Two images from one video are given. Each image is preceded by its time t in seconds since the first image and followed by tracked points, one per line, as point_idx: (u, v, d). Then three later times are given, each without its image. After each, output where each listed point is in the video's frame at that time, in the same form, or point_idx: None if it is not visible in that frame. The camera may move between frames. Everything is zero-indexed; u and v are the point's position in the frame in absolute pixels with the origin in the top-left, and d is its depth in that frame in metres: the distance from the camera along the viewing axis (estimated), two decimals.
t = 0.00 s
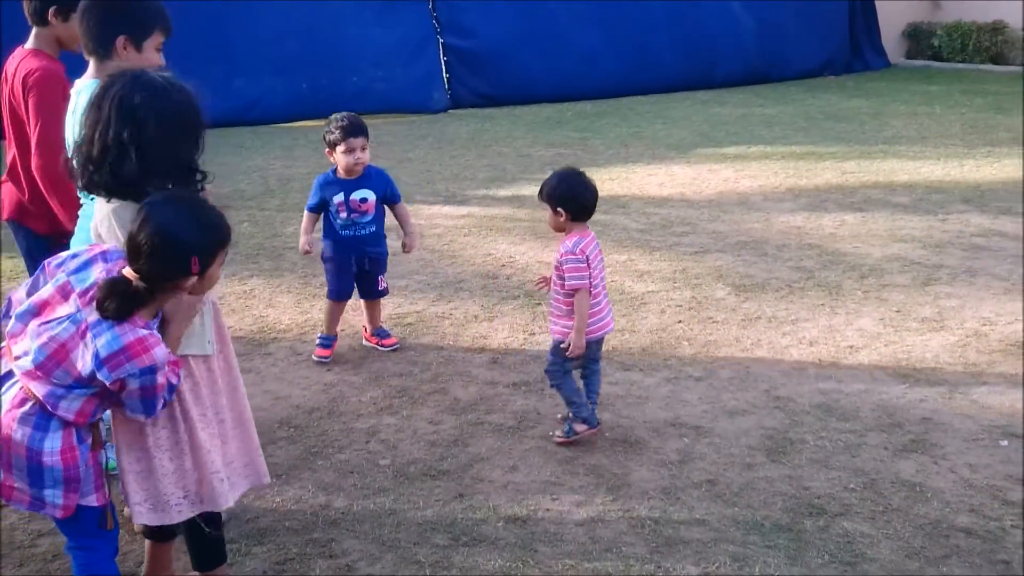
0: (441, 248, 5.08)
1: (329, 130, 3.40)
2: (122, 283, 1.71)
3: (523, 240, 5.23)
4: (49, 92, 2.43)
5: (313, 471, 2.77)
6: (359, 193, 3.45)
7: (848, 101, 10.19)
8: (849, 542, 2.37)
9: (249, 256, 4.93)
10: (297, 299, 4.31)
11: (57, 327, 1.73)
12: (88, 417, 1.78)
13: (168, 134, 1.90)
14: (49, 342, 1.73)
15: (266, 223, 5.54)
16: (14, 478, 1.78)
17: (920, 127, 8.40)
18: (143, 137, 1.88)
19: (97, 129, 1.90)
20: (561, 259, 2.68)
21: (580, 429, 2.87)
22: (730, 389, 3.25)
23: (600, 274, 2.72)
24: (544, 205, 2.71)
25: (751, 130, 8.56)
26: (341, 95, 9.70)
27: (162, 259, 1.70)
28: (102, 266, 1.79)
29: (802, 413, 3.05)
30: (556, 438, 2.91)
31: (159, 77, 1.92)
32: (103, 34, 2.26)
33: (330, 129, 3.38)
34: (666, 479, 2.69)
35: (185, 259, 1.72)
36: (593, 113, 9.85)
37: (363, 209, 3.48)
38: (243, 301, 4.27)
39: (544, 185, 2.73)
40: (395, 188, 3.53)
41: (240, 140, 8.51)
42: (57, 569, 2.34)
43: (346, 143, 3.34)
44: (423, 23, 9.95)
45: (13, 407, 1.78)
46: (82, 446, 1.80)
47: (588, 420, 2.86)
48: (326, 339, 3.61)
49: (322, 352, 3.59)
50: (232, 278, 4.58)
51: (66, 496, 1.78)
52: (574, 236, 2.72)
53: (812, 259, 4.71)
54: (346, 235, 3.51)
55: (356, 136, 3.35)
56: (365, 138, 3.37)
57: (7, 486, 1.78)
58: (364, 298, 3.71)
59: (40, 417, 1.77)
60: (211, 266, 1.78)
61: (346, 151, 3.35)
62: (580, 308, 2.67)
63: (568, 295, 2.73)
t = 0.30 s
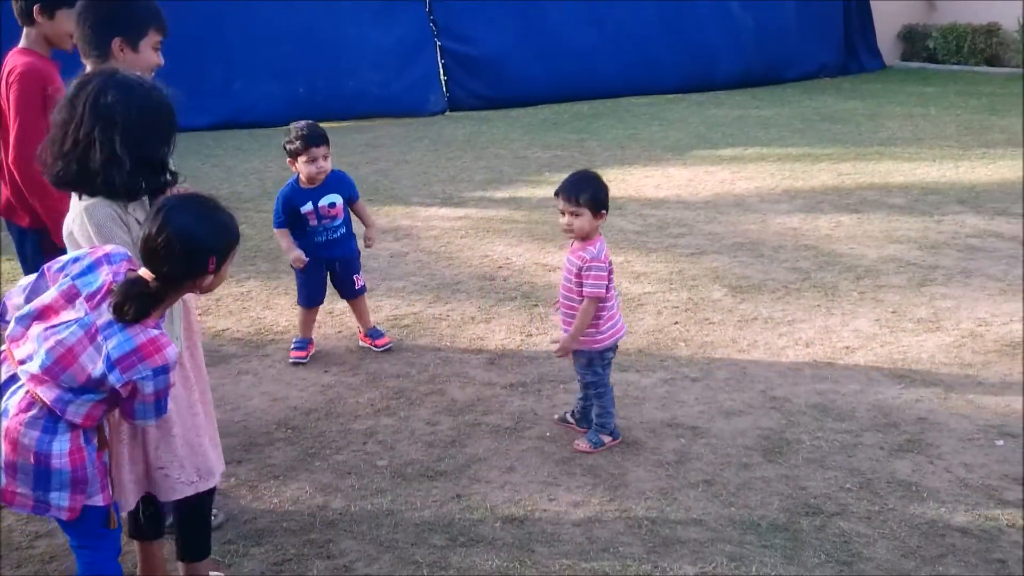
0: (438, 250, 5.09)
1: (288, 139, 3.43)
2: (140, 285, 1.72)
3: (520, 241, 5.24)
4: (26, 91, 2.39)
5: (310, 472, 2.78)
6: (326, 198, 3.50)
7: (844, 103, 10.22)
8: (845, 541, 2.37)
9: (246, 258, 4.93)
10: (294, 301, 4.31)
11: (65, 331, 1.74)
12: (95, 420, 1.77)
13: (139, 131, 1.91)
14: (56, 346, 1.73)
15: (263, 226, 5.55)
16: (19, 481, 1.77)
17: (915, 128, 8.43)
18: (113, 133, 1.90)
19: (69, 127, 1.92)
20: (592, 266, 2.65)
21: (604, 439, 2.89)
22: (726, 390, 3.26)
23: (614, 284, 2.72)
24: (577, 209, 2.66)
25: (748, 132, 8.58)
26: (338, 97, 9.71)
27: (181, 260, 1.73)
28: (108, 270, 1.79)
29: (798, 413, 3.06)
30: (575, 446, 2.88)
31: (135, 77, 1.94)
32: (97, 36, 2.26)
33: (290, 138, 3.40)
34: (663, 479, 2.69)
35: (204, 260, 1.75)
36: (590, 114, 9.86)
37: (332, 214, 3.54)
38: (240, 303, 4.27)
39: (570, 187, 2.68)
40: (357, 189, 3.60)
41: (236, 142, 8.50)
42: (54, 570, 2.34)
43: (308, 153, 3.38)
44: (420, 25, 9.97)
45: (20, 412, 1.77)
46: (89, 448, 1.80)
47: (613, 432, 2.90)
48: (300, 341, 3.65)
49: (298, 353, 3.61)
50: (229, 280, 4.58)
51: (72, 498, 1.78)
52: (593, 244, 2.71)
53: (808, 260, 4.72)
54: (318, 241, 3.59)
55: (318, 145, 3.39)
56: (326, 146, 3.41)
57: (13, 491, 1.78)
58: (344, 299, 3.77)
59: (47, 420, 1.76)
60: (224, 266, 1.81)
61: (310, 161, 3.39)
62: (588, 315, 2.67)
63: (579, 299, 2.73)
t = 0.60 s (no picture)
0: (437, 253, 5.09)
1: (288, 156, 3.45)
2: (104, 248, 1.73)
3: (519, 244, 5.24)
4: (23, 91, 2.40)
5: (309, 475, 2.77)
6: (322, 222, 3.53)
7: (842, 106, 10.23)
8: (845, 543, 2.37)
9: (245, 261, 4.93)
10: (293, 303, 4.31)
11: (44, 313, 1.77)
12: (81, 417, 1.75)
13: (149, 133, 1.95)
14: (37, 328, 1.77)
15: (261, 229, 5.55)
16: (17, 496, 1.77)
17: (914, 131, 8.44)
18: (128, 135, 1.92)
19: (77, 131, 1.90)
20: (615, 271, 2.66)
21: (605, 442, 2.88)
22: (725, 392, 3.26)
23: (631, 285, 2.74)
24: (594, 213, 2.66)
25: (746, 135, 8.59)
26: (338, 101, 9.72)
27: (145, 227, 1.74)
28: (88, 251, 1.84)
29: (798, 416, 3.06)
30: (576, 449, 2.88)
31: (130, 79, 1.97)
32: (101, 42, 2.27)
33: (289, 156, 3.41)
34: (662, 482, 2.69)
35: (170, 227, 1.76)
36: (589, 117, 9.87)
37: (326, 236, 3.57)
38: (239, 306, 4.27)
39: (582, 193, 2.67)
40: (354, 208, 3.60)
41: (235, 145, 8.51)
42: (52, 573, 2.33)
43: (306, 171, 3.39)
44: (419, 29, 9.98)
45: (8, 414, 1.77)
46: (81, 453, 1.78)
47: (613, 435, 2.89)
48: (299, 345, 3.65)
49: (297, 356, 3.61)
50: (228, 283, 4.58)
51: (66, 511, 1.76)
52: (606, 249, 2.72)
53: (807, 263, 4.73)
54: (310, 261, 3.61)
55: (316, 163, 3.41)
56: (325, 164, 3.43)
57: (14, 508, 1.79)
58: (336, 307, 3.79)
59: (34, 421, 1.75)
60: (193, 239, 1.81)
61: (308, 179, 3.40)
62: (619, 320, 2.67)
63: (604, 306, 2.72)
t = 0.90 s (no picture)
0: (437, 256, 5.09)
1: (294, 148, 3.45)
2: (66, 232, 1.74)
3: (519, 247, 5.24)
4: (18, 93, 2.39)
5: (308, 477, 2.77)
6: (327, 210, 3.51)
7: (842, 109, 10.23)
8: (844, 547, 2.37)
9: (244, 263, 4.93)
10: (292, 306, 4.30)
11: (19, 312, 1.79)
12: (60, 416, 1.74)
13: (152, 132, 1.95)
14: (14, 327, 1.78)
15: (261, 231, 5.55)
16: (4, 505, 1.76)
17: (913, 134, 8.44)
18: (130, 134, 1.92)
19: (77, 129, 1.90)
20: (620, 269, 2.67)
21: (604, 444, 2.87)
22: (724, 395, 3.25)
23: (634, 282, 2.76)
24: (593, 212, 2.65)
25: (746, 139, 8.59)
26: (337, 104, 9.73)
27: (102, 210, 1.73)
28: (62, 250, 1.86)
29: (797, 419, 3.06)
30: (575, 451, 2.87)
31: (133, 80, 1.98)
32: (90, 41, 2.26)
33: (298, 147, 3.42)
34: (661, 485, 2.69)
35: (131, 209, 1.75)
36: (589, 120, 9.87)
37: (332, 225, 3.55)
38: (238, 308, 4.27)
39: (579, 194, 2.67)
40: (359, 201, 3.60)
41: (235, 147, 8.50)
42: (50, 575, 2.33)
43: (314, 162, 3.39)
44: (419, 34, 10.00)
45: None
46: (65, 457, 1.76)
47: (613, 437, 2.89)
48: (298, 346, 3.65)
49: (297, 358, 3.61)
50: (227, 286, 4.58)
51: (49, 517, 1.75)
52: (606, 248, 2.73)
53: (806, 266, 4.72)
54: (316, 252, 3.59)
55: (324, 155, 3.41)
56: (332, 156, 3.43)
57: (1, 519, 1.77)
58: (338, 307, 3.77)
59: (16, 424, 1.75)
60: (158, 222, 1.80)
61: (316, 169, 3.41)
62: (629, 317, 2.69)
63: (611, 305, 2.72)
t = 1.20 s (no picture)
0: (438, 258, 5.08)
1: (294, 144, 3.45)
2: (79, 254, 1.70)
3: (521, 250, 5.24)
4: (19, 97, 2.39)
5: (308, 479, 2.76)
6: (330, 207, 3.51)
7: (845, 112, 10.21)
8: (845, 552, 2.36)
9: (245, 266, 4.92)
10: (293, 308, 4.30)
11: (23, 328, 1.74)
12: (64, 432, 1.72)
13: (156, 135, 1.95)
14: (17, 343, 1.73)
15: (262, 233, 5.55)
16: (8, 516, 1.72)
17: (916, 138, 8.43)
18: (133, 134, 1.92)
19: (78, 131, 1.90)
20: (620, 271, 2.67)
21: (605, 447, 2.87)
22: (725, 399, 3.24)
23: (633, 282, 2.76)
24: (591, 213, 2.65)
25: (748, 142, 8.59)
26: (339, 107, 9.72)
27: (112, 228, 1.70)
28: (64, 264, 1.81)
29: (798, 423, 3.05)
30: (576, 455, 2.87)
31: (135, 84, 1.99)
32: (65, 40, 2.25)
33: (296, 144, 3.41)
34: (662, 488, 2.68)
35: (143, 224, 1.72)
36: (591, 124, 9.87)
37: (334, 221, 3.55)
38: (238, 310, 4.27)
39: (577, 196, 2.66)
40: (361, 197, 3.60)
41: (237, 150, 8.51)
42: None
43: (313, 158, 3.39)
44: (420, 39, 10.01)
45: None
46: (75, 466, 1.75)
47: (613, 440, 2.88)
48: (299, 348, 3.64)
49: (297, 360, 3.61)
50: (228, 288, 4.58)
51: (67, 522, 1.74)
52: (605, 250, 2.72)
53: (808, 269, 4.71)
54: (320, 248, 3.59)
55: (323, 150, 3.41)
56: (330, 151, 3.43)
57: (4, 537, 1.73)
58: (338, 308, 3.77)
59: (21, 442, 1.71)
60: (167, 231, 1.79)
61: (315, 165, 3.40)
62: (631, 318, 2.69)
63: (612, 307, 2.72)
